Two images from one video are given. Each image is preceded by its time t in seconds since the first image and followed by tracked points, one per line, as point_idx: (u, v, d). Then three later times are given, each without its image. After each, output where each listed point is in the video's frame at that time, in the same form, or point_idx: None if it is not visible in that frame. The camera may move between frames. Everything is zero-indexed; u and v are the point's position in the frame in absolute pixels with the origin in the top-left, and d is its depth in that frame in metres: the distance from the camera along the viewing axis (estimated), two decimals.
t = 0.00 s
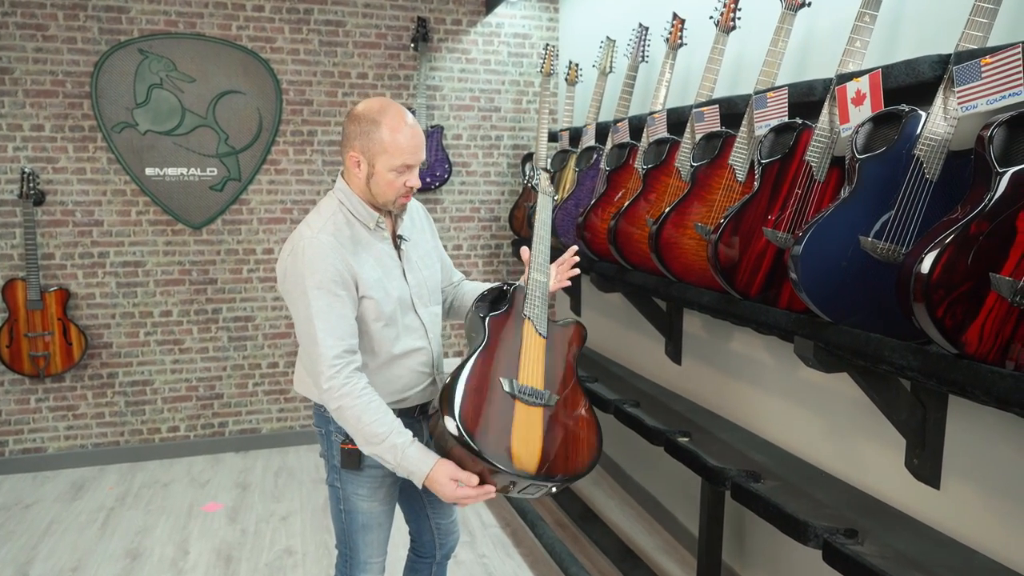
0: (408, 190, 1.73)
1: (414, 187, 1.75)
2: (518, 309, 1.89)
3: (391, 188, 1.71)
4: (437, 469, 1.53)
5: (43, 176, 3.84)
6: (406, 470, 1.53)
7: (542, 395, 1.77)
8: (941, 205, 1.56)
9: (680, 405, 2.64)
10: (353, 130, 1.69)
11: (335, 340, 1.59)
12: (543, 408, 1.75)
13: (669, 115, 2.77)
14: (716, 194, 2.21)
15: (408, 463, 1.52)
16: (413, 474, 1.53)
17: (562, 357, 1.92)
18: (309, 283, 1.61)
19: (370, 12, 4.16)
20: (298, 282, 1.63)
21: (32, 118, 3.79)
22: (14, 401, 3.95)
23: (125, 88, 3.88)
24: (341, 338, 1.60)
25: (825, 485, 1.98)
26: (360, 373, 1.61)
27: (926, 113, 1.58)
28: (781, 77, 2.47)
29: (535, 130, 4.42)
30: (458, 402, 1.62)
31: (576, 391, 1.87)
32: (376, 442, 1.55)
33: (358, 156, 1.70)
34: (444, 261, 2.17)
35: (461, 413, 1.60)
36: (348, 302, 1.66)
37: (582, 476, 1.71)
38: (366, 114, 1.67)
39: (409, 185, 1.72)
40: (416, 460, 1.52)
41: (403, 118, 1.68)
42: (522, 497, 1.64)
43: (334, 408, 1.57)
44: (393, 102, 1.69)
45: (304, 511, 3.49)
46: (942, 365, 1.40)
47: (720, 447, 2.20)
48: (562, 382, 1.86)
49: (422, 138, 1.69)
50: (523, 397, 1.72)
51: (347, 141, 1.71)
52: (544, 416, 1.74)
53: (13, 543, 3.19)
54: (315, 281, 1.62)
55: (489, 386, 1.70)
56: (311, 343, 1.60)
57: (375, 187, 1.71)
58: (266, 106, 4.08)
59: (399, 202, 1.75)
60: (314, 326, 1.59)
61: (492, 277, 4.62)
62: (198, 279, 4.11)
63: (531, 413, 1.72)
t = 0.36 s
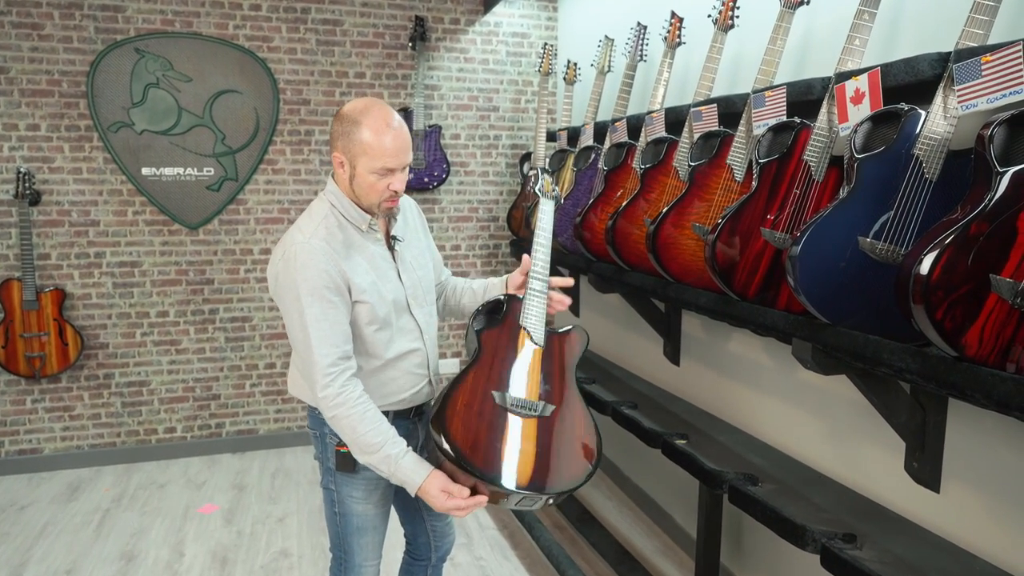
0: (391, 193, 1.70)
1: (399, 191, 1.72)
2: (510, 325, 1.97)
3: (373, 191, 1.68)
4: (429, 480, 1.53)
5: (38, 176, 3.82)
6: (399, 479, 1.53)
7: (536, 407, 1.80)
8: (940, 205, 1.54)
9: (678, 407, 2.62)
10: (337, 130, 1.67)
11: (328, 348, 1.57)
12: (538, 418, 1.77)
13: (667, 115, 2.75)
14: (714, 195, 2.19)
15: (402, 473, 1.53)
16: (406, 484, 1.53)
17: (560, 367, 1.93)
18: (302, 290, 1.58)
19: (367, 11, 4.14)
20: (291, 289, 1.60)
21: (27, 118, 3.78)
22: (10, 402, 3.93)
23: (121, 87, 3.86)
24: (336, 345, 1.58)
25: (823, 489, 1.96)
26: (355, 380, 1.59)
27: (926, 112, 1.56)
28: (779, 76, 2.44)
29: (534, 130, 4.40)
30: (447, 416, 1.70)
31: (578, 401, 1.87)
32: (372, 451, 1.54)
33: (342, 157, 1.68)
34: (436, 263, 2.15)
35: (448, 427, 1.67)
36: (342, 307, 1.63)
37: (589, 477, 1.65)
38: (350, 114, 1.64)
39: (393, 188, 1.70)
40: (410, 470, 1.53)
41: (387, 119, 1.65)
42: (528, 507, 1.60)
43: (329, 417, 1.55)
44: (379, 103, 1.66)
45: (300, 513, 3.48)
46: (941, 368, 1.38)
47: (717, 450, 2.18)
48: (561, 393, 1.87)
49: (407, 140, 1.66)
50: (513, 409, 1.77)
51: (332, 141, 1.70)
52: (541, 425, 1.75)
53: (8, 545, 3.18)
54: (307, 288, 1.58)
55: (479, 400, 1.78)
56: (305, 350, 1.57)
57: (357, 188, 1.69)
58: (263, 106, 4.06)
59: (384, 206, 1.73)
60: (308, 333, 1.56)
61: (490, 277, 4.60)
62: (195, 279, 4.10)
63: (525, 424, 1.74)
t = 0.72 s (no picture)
0: (384, 194, 1.68)
1: (392, 191, 1.70)
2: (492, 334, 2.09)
3: (366, 191, 1.66)
4: (419, 486, 1.52)
5: (36, 175, 3.81)
6: (390, 484, 1.52)
7: (509, 398, 1.88)
8: (940, 205, 1.51)
9: (676, 408, 2.60)
10: (330, 129, 1.65)
11: (322, 349, 1.55)
12: (510, 409, 1.85)
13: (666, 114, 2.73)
14: (712, 194, 2.18)
15: (392, 479, 1.51)
16: (397, 489, 1.52)
17: (539, 357, 1.99)
18: (296, 290, 1.57)
19: (366, 10, 4.13)
20: (285, 290, 1.58)
21: (25, 117, 3.77)
22: (8, 402, 3.93)
23: (119, 87, 3.85)
24: (330, 346, 1.56)
25: (822, 491, 1.94)
26: (348, 383, 1.58)
27: (926, 110, 1.54)
28: (779, 74, 2.42)
29: (533, 129, 4.38)
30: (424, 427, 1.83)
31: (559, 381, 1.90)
32: (363, 455, 1.52)
33: (335, 157, 1.66)
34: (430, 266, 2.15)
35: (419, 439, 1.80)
36: (337, 308, 1.61)
37: (560, 449, 1.65)
38: (344, 113, 1.62)
39: (386, 189, 1.68)
40: (400, 476, 1.51)
41: (382, 119, 1.62)
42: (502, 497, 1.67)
43: (320, 419, 1.53)
44: (374, 102, 1.64)
45: (298, 514, 3.46)
46: (939, 370, 1.36)
47: (716, 451, 2.16)
48: (539, 379, 1.92)
49: (401, 141, 1.64)
50: (486, 406, 1.86)
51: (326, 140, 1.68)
52: (512, 416, 1.82)
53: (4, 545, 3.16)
54: (301, 289, 1.57)
55: (455, 405, 1.89)
56: (299, 351, 1.56)
57: (351, 189, 1.67)
58: (262, 105, 4.04)
59: (376, 207, 1.71)
60: (301, 335, 1.55)
61: (490, 277, 4.58)
62: (193, 279, 4.09)
63: (496, 418, 1.82)
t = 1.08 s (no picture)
0: (375, 192, 1.67)
1: (384, 190, 1.69)
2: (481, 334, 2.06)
3: (357, 188, 1.65)
4: (414, 487, 1.50)
5: (38, 175, 3.82)
6: (385, 484, 1.51)
7: (505, 398, 1.86)
8: (940, 204, 1.50)
9: (676, 408, 2.59)
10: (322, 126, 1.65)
11: (316, 349, 1.54)
12: (508, 409, 1.83)
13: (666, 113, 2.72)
14: (712, 192, 2.16)
15: (387, 479, 1.50)
16: (391, 490, 1.51)
17: (534, 356, 1.99)
18: (289, 289, 1.56)
19: (367, 10, 4.13)
20: (279, 288, 1.57)
21: (27, 117, 3.77)
22: (9, 401, 3.93)
23: (121, 86, 3.85)
24: (323, 346, 1.55)
25: (821, 491, 1.92)
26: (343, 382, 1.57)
27: (925, 107, 1.52)
28: (779, 72, 2.41)
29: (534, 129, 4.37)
30: (419, 426, 1.79)
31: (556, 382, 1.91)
32: (357, 455, 1.51)
33: (327, 153, 1.66)
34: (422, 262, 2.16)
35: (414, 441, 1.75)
36: (331, 306, 1.61)
37: (563, 452, 1.66)
38: (337, 109, 1.62)
39: (377, 187, 1.67)
40: (395, 475, 1.50)
41: (375, 116, 1.62)
42: (506, 498, 1.65)
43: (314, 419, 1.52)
44: (369, 99, 1.64)
45: (298, 513, 3.46)
46: (937, 370, 1.35)
47: (715, 452, 2.15)
48: (536, 379, 1.92)
49: (394, 138, 1.63)
50: (484, 406, 1.84)
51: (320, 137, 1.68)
52: (512, 417, 1.81)
53: (4, 544, 3.17)
54: (295, 287, 1.56)
55: (450, 404, 1.85)
56: (292, 351, 1.55)
57: (341, 186, 1.66)
58: (263, 105, 4.04)
59: (368, 205, 1.70)
60: (295, 334, 1.54)
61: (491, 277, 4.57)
62: (194, 278, 4.09)
63: (494, 419, 1.81)
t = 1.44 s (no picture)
0: (383, 190, 1.69)
1: (390, 187, 1.71)
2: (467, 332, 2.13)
3: (366, 187, 1.67)
4: (413, 482, 1.45)
5: (44, 175, 3.84)
6: (382, 481, 1.46)
7: (497, 409, 2.02)
8: (940, 203, 1.49)
9: (678, 408, 2.59)
10: (322, 129, 1.64)
11: (309, 350, 1.54)
12: (500, 420, 2.01)
13: (668, 112, 2.71)
14: (714, 192, 2.16)
15: (385, 473, 1.46)
16: (388, 484, 1.45)
17: (519, 361, 2.12)
18: (282, 290, 1.55)
19: (371, 10, 4.14)
20: (269, 291, 1.56)
21: (33, 117, 3.80)
22: (16, 400, 3.96)
23: (126, 87, 3.87)
24: (316, 347, 1.55)
25: (822, 492, 1.92)
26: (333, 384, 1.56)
27: (926, 106, 1.51)
28: (781, 71, 2.40)
29: (539, 129, 4.37)
30: (415, 436, 1.94)
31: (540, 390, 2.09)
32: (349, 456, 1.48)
33: (332, 155, 1.65)
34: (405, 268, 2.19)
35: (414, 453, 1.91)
36: (322, 309, 1.61)
37: (554, 471, 1.93)
38: (342, 111, 1.62)
39: (384, 185, 1.69)
40: (394, 470, 1.46)
41: (377, 116, 1.64)
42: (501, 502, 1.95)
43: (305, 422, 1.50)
44: (369, 100, 1.65)
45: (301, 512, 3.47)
46: (936, 370, 1.34)
47: (715, 452, 2.14)
48: (523, 385, 2.08)
49: (398, 136, 1.66)
50: (477, 418, 1.99)
51: (320, 142, 1.67)
52: (504, 428, 2.00)
53: (9, 542, 3.19)
54: (289, 289, 1.56)
55: (444, 414, 1.99)
56: (284, 352, 1.53)
57: (350, 187, 1.66)
58: (267, 105, 4.06)
59: (373, 202, 1.71)
60: (288, 336, 1.53)
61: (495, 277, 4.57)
62: (199, 278, 4.10)
63: (487, 431, 1.98)
